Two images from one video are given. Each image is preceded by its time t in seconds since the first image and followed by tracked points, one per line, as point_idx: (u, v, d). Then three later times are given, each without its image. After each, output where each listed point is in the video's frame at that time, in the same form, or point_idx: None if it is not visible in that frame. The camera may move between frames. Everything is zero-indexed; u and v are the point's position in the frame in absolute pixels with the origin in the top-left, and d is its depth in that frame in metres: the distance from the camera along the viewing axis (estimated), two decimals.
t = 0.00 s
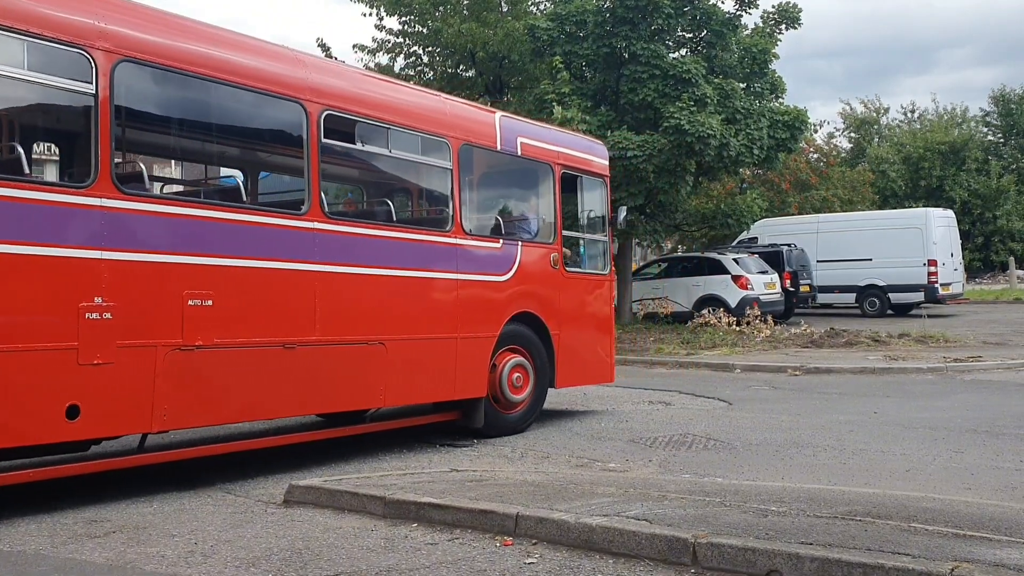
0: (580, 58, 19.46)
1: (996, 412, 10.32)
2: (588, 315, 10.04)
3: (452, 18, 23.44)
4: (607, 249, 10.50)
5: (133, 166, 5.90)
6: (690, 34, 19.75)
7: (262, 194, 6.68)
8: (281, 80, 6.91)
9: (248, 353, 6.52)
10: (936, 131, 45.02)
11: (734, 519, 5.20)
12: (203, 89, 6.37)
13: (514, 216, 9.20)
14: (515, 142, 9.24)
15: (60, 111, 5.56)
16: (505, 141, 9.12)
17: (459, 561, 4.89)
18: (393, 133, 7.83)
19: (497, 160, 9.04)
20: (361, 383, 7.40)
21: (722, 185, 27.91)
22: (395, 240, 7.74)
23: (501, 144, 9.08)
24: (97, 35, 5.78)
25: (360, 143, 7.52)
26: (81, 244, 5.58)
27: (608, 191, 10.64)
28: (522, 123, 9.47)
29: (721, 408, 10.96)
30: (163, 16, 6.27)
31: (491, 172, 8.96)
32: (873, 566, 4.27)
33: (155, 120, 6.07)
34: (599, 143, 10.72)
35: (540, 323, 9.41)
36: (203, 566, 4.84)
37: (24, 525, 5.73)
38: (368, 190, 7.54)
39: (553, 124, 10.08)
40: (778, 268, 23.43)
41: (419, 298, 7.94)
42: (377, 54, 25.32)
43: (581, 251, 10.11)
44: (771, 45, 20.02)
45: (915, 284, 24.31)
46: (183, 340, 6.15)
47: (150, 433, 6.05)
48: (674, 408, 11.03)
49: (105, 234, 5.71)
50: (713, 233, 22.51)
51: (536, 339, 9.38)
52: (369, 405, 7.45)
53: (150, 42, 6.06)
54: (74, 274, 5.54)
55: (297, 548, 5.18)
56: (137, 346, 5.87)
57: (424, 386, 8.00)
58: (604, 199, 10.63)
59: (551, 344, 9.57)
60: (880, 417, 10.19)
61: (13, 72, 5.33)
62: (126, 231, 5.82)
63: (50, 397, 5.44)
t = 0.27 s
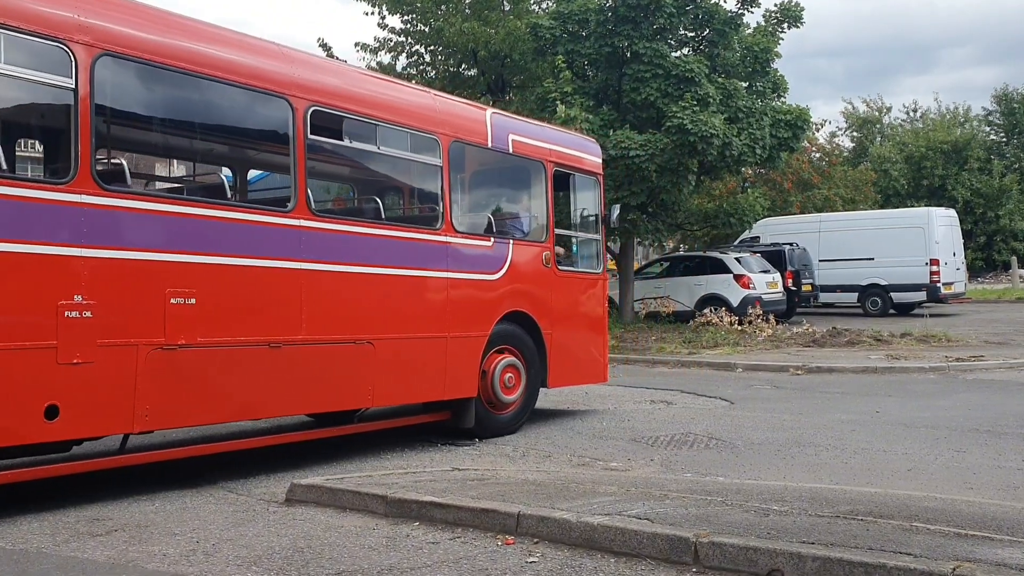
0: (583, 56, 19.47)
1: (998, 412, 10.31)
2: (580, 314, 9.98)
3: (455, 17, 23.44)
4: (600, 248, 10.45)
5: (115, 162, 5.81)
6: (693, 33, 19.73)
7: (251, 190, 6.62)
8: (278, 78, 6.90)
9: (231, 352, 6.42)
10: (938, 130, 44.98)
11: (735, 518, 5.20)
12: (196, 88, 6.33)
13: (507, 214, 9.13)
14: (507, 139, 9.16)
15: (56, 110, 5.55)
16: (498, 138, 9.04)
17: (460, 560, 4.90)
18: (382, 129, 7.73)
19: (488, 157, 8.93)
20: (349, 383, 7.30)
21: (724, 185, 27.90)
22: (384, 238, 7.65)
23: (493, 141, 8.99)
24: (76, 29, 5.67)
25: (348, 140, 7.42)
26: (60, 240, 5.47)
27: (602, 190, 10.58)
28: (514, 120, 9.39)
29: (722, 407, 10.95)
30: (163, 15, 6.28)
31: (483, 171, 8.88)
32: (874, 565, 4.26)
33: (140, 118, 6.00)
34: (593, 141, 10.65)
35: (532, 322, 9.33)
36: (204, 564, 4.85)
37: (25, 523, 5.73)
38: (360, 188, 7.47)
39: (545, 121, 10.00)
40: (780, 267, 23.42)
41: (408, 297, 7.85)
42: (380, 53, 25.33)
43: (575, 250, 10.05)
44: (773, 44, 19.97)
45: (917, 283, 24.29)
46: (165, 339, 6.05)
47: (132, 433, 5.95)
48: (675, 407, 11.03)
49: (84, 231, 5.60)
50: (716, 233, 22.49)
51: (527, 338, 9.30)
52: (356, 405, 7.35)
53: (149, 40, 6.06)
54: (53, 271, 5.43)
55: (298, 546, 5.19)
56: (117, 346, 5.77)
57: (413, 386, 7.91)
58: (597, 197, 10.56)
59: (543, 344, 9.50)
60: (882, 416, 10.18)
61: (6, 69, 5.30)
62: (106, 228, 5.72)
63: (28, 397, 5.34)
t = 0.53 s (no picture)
0: (584, 55, 19.49)
1: (999, 411, 10.30)
2: (574, 313, 9.94)
3: (456, 15, 23.46)
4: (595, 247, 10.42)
5: (100, 159, 5.75)
6: (694, 32, 19.73)
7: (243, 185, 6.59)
8: (278, 77, 6.92)
9: (219, 352, 6.37)
10: (939, 128, 44.95)
11: (736, 516, 5.20)
12: (193, 85, 6.33)
13: (501, 213, 9.09)
14: (501, 137, 9.11)
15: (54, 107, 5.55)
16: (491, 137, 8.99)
17: (462, 558, 4.90)
18: (373, 127, 7.68)
19: (481, 156, 8.87)
20: (339, 383, 7.24)
21: (726, 184, 27.89)
22: (374, 237, 7.59)
23: (486, 139, 8.93)
24: (61, 23, 5.61)
25: (337, 137, 7.36)
26: (43, 240, 5.40)
27: (597, 189, 10.55)
28: (508, 118, 9.33)
29: (723, 406, 10.96)
30: (168, 15, 6.32)
31: (477, 168, 8.84)
32: (875, 563, 4.27)
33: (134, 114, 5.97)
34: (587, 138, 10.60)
35: (526, 321, 9.28)
36: (206, 562, 4.86)
37: (26, 522, 5.73)
38: (353, 186, 7.45)
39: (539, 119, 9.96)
40: (781, 266, 23.41)
41: (399, 296, 7.79)
42: (381, 53, 25.34)
43: (569, 248, 10.01)
44: (774, 43, 19.96)
45: (918, 282, 24.27)
46: (151, 339, 5.99)
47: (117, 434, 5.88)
48: (676, 406, 11.03)
49: (68, 229, 5.54)
50: (716, 232, 22.48)
51: (520, 338, 9.26)
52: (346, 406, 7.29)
53: (153, 40, 6.11)
54: (36, 270, 5.37)
55: (299, 545, 5.19)
56: (101, 345, 5.71)
57: (404, 386, 7.85)
58: (592, 196, 10.54)
59: (537, 344, 9.45)
60: (882, 415, 10.17)
61: None
62: (91, 226, 5.65)
63: (10, 397, 5.28)
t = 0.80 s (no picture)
0: (585, 54, 19.51)
1: (999, 409, 10.29)
2: (568, 311, 9.92)
3: (457, 14, 23.46)
4: (588, 245, 10.40)
5: (83, 156, 5.71)
6: (694, 30, 19.72)
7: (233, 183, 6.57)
8: (275, 75, 6.96)
9: (205, 352, 6.34)
10: (940, 127, 44.90)
11: (735, 515, 5.21)
12: (186, 83, 6.34)
13: (494, 211, 9.06)
14: (493, 134, 9.08)
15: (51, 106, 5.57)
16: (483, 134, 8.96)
17: (462, 556, 4.90)
18: (362, 123, 7.64)
19: (472, 153, 8.83)
20: (327, 383, 7.22)
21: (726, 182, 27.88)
22: (363, 234, 7.55)
23: (478, 136, 8.90)
24: (43, 18, 5.56)
25: (326, 133, 7.34)
26: (21, 237, 5.35)
27: (591, 187, 10.52)
28: (501, 115, 9.31)
29: (723, 405, 10.96)
30: (168, 15, 6.38)
31: (470, 167, 8.83)
32: (876, 562, 4.27)
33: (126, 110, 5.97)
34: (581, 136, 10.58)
35: (518, 321, 9.26)
36: (206, 560, 4.87)
37: (27, 520, 5.74)
38: (346, 184, 7.44)
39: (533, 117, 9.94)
40: (781, 264, 23.40)
41: (389, 294, 7.77)
42: (381, 51, 25.33)
43: (562, 247, 9.99)
44: (774, 41, 19.92)
45: (918, 280, 24.26)
46: (135, 338, 5.95)
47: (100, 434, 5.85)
48: (676, 405, 11.03)
49: (50, 226, 5.49)
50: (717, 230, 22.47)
51: (512, 337, 9.23)
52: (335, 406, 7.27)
53: (153, 39, 6.16)
54: (18, 269, 5.33)
55: (299, 543, 5.19)
56: (84, 344, 5.67)
57: (394, 386, 7.82)
58: (586, 195, 10.51)
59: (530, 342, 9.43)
60: (883, 414, 10.17)
61: None
62: (72, 223, 5.60)
63: None
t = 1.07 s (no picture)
0: (585, 53, 19.49)
1: (999, 408, 10.29)
2: (562, 310, 9.88)
3: (457, 13, 23.43)
4: (581, 244, 10.36)
5: (65, 153, 5.63)
6: (694, 29, 19.72)
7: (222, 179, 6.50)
8: (272, 75, 6.95)
9: (190, 352, 6.27)
10: (940, 126, 44.89)
11: (735, 514, 5.21)
12: (179, 81, 6.32)
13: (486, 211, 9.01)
14: (485, 133, 9.02)
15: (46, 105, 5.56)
16: (476, 132, 8.90)
17: (462, 556, 4.91)
18: (351, 120, 7.58)
19: (464, 151, 8.76)
20: (316, 383, 7.15)
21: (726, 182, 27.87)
22: (352, 233, 7.48)
23: (470, 134, 8.84)
24: (24, 13, 5.48)
25: (314, 130, 7.25)
26: (24, 237, 5.38)
27: (584, 185, 10.49)
28: (493, 113, 9.25)
29: (723, 404, 10.96)
30: (169, 15, 6.39)
31: (463, 165, 8.77)
32: (876, 561, 4.27)
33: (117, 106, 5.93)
34: (574, 134, 10.53)
35: (510, 320, 9.19)
36: (207, 559, 4.88)
37: (27, 519, 5.74)
38: (336, 182, 7.40)
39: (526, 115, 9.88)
40: (781, 263, 23.40)
41: (379, 293, 7.69)
42: (381, 50, 25.31)
43: (555, 245, 9.94)
44: (775, 41, 19.90)
45: (918, 280, 24.27)
46: (118, 338, 5.86)
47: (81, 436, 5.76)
48: (676, 404, 11.03)
49: (30, 224, 5.41)
50: (716, 229, 22.47)
51: (504, 337, 9.17)
52: (324, 406, 7.19)
53: (154, 39, 6.17)
54: None
55: (299, 542, 5.20)
56: (65, 344, 5.59)
57: (384, 386, 7.74)
58: (579, 194, 10.47)
59: (523, 343, 9.37)
60: (882, 413, 10.16)
61: None
62: (72, 223, 5.62)
63: None
